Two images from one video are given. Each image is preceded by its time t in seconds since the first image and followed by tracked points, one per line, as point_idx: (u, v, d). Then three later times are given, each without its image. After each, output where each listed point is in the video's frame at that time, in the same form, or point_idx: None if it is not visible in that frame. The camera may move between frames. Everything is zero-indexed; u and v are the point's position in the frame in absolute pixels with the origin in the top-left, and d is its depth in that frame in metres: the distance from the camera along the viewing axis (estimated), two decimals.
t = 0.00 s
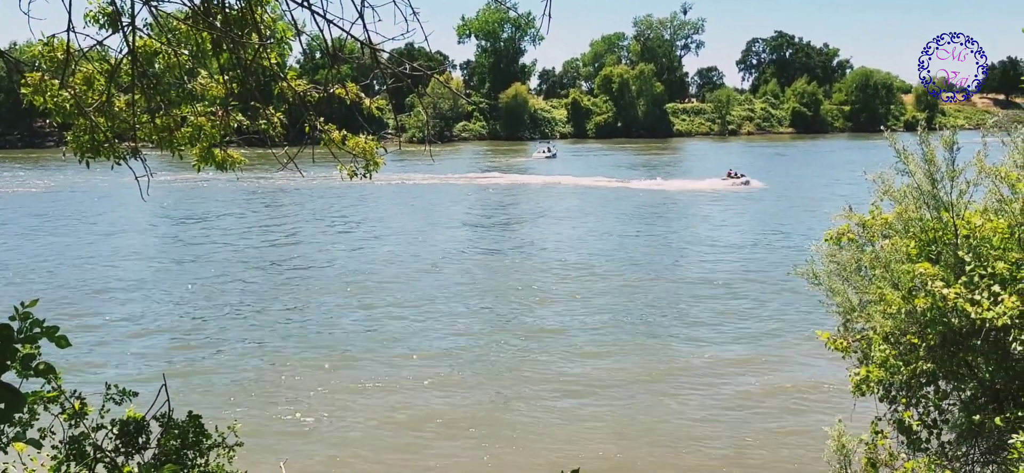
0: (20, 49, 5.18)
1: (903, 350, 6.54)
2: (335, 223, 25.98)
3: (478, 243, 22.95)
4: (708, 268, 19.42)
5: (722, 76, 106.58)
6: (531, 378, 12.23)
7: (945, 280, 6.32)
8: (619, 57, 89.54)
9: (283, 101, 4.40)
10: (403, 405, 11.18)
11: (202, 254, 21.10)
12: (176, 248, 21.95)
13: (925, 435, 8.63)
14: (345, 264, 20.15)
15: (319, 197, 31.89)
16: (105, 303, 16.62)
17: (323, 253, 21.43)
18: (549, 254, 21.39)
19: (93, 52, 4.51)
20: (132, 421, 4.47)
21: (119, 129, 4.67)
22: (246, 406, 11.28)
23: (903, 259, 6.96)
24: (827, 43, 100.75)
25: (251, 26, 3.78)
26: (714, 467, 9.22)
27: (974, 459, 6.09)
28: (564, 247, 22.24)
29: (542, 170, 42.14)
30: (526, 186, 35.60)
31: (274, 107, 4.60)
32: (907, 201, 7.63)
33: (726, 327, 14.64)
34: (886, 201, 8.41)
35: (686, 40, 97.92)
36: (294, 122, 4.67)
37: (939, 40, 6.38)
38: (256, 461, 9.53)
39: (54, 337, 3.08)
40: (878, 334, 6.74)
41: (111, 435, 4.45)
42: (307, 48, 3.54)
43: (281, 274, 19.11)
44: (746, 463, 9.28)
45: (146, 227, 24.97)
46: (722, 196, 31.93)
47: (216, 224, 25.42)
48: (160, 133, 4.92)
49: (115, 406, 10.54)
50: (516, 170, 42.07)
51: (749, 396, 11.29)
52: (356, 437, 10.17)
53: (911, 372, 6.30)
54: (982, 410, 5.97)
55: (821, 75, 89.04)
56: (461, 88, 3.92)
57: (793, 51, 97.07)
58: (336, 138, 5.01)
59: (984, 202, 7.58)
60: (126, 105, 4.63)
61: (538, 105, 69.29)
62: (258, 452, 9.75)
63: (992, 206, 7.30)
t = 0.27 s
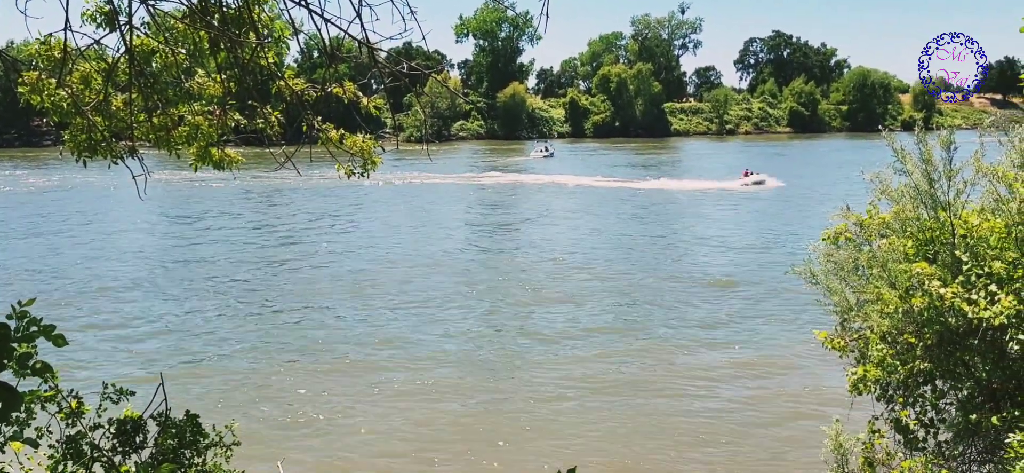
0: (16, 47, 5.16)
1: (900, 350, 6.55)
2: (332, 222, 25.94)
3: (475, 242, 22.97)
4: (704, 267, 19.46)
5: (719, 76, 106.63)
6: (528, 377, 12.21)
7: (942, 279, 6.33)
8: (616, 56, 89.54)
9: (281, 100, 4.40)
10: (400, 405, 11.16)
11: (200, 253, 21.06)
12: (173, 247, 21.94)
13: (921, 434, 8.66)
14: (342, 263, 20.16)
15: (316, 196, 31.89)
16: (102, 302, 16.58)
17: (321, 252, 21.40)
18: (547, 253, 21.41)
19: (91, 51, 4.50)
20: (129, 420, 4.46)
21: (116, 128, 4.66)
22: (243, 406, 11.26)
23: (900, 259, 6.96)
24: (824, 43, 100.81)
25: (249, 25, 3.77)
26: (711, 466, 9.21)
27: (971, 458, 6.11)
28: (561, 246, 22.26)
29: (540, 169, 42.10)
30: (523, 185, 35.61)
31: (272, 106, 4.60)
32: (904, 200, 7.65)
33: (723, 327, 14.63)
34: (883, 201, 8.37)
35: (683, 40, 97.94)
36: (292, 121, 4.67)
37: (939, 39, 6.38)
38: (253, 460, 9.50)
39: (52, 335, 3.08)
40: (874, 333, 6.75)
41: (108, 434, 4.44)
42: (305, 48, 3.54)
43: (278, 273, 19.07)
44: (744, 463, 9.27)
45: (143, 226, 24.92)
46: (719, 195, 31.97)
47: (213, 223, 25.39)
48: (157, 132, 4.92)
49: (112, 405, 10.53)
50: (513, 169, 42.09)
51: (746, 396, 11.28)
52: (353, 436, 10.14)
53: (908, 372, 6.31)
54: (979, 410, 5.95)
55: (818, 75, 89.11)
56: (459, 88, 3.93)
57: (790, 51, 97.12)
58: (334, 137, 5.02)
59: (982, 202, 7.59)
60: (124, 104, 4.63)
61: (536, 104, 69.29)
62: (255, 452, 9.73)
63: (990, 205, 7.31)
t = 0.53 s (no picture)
0: (14, 45, 5.15)
1: (899, 349, 6.55)
2: (330, 221, 25.92)
3: (474, 241, 22.99)
4: (703, 266, 19.47)
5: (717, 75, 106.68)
6: (526, 377, 12.21)
7: (940, 279, 6.33)
8: (615, 55, 89.56)
9: (280, 99, 4.40)
10: (398, 404, 11.16)
11: (198, 253, 21.03)
12: (171, 246, 21.93)
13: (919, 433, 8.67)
14: (341, 261, 20.16)
15: (315, 194, 31.88)
16: (99, 301, 16.56)
17: (319, 251, 21.38)
18: (545, 252, 21.43)
19: (89, 50, 4.50)
20: (128, 419, 4.45)
21: (114, 127, 4.66)
22: (241, 405, 11.24)
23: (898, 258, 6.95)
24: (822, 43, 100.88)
25: (247, 23, 3.77)
26: (709, 466, 9.21)
27: (969, 457, 6.14)
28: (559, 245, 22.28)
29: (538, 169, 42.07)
30: (521, 184, 35.63)
31: (271, 105, 4.60)
32: (903, 200, 7.65)
33: (722, 326, 14.62)
34: (882, 200, 8.40)
35: (682, 39, 97.96)
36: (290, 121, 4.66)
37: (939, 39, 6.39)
38: (251, 460, 9.50)
39: (50, 334, 3.07)
40: (873, 332, 6.75)
41: (107, 434, 4.43)
42: (303, 47, 3.53)
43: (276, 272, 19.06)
44: (741, 462, 9.27)
45: (142, 225, 24.89)
46: (717, 194, 32.01)
47: (212, 222, 25.38)
48: (156, 131, 4.90)
49: (110, 405, 10.54)
50: (511, 168, 42.10)
51: (744, 395, 11.28)
52: (350, 436, 10.13)
53: (907, 371, 6.32)
54: (977, 409, 6.00)
55: (817, 74, 89.16)
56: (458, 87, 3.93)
57: (788, 50, 97.14)
58: (332, 136, 5.02)
59: (980, 201, 7.60)
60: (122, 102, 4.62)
61: (534, 103, 69.30)
62: (253, 451, 9.72)
63: (988, 204, 7.33)
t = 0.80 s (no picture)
0: (11, 45, 5.15)
1: (897, 348, 6.54)
2: (328, 220, 25.90)
3: (472, 240, 22.99)
4: (701, 266, 19.51)
5: (715, 75, 106.68)
6: (524, 376, 12.20)
7: (938, 278, 6.33)
8: (613, 55, 89.53)
9: (278, 98, 4.39)
10: (396, 403, 11.15)
11: (195, 252, 21.01)
12: (169, 245, 21.91)
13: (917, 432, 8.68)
14: (339, 261, 20.17)
15: (313, 194, 31.86)
16: (96, 300, 16.53)
17: (317, 250, 21.39)
18: (543, 251, 21.45)
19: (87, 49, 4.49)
20: (125, 418, 4.44)
21: (112, 125, 4.65)
22: (239, 404, 11.23)
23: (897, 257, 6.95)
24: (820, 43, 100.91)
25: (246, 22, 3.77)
26: (707, 465, 9.22)
27: (966, 457, 6.16)
28: (557, 244, 22.30)
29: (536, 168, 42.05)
30: (519, 184, 35.65)
31: (269, 104, 4.60)
32: (901, 199, 7.67)
33: (719, 326, 14.62)
34: (880, 199, 8.41)
35: (680, 39, 97.95)
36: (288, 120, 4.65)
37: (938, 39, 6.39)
38: (249, 459, 9.48)
39: (47, 334, 3.06)
40: (871, 331, 6.76)
41: (104, 433, 4.42)
42: (301, 46, 3.53)
43: (274, 272, 19.04)
44: (740, 462, 9.27)
45: (139, 224, 24.85)
46: (715, 194, 32.04)
47: (209, 221, 25.36)
48: (154, 131, 4.87)
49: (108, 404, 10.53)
50: (509, 168, 42.11)
51: (742, 395, 11.27)
52: (349, 435, 10.12)
53: (904, 370, 6.34)
54: (975, 409, 6.03)
55: (815, 74, 89.19)
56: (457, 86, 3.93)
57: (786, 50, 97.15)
58: (330, 136, 5.01)
59: (978, 201, 7.62)
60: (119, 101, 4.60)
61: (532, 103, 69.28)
62: (251, 451, 9.71)
63: (987, 204, 7.34)
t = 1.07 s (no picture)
0: (8, 44, 5.13)
1: (895, 348, 6.53)
2: (327, 220, 25.89)
3: (471, 240, 23.02)
4: (699, 265, 19.56)
5: (714, 74, 106.80)
6: (523, 375, 12.19)
7: (936, 277, 6.34)
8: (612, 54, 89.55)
9: (276, 98, 4.39)
10: (395, 403, 11.14)
11: (193, 251, 20.98)
12: (167, 244, 21.91)
13: (914, 430, 8.70)
14: (338, 259, 20.21)
15: (312, 193, 31.87)
16: (94, 300, 16.51)
17: (315, 249, 21.42)
18: (542, 250, 21.50)
19: (84, 48, 4.48)
20: (123, 418, 4.44)
21: (110, 125, 4.65)
22: (238, 404, 11.21)
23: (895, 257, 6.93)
24: (819, 43, 101.04)
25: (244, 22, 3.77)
26: (704, 463, 9.26)
27: (965, 456, 6.17)
28: (556, 244, 22.34)
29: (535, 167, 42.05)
30: (518, 183, 35.68)
31: (267, 103, 4.60)
32: (899, 199, 7.67)
33: (718, 325, 14.62)
34: (878, 199, 8.42)
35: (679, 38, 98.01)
36: (286, 119, 4.65)
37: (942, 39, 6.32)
38: (247, 459, 9.47)
39: (46, 333, 3.06)
40: (869, 331, 6.74)
41: (103, 433, 4.42)
42: (300, 45, 3.52)
43: (272, 271, 19.03)
44: (739, 462, 9.26)
45: (138, 224, 24.83)
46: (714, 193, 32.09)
47: (208, 221, 25.37)
48: (151, 130, 4.87)
49: (106, 403, 10.55)
50: (508, 167, 42.15)
51: (741, 394, 11.27)
52: (347, 435, 10.10)
53: (903, 370, 6.35)
54: (972, 408, 6.05)
55: (814, 73, 89.32)
56: (456, 85, 3.92)
57: (785, 49, 97.27)
58: (329, 135, 5.01)
59: (977, 200, 7.63)
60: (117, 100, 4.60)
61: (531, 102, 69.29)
62: (249, 451, 9.69)
63: (985, 203, 7.35)
